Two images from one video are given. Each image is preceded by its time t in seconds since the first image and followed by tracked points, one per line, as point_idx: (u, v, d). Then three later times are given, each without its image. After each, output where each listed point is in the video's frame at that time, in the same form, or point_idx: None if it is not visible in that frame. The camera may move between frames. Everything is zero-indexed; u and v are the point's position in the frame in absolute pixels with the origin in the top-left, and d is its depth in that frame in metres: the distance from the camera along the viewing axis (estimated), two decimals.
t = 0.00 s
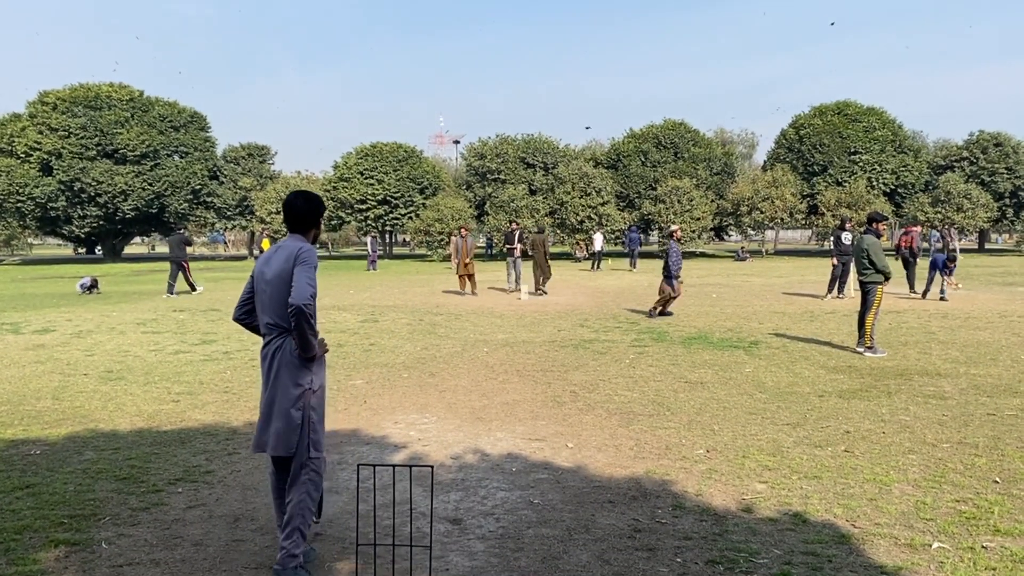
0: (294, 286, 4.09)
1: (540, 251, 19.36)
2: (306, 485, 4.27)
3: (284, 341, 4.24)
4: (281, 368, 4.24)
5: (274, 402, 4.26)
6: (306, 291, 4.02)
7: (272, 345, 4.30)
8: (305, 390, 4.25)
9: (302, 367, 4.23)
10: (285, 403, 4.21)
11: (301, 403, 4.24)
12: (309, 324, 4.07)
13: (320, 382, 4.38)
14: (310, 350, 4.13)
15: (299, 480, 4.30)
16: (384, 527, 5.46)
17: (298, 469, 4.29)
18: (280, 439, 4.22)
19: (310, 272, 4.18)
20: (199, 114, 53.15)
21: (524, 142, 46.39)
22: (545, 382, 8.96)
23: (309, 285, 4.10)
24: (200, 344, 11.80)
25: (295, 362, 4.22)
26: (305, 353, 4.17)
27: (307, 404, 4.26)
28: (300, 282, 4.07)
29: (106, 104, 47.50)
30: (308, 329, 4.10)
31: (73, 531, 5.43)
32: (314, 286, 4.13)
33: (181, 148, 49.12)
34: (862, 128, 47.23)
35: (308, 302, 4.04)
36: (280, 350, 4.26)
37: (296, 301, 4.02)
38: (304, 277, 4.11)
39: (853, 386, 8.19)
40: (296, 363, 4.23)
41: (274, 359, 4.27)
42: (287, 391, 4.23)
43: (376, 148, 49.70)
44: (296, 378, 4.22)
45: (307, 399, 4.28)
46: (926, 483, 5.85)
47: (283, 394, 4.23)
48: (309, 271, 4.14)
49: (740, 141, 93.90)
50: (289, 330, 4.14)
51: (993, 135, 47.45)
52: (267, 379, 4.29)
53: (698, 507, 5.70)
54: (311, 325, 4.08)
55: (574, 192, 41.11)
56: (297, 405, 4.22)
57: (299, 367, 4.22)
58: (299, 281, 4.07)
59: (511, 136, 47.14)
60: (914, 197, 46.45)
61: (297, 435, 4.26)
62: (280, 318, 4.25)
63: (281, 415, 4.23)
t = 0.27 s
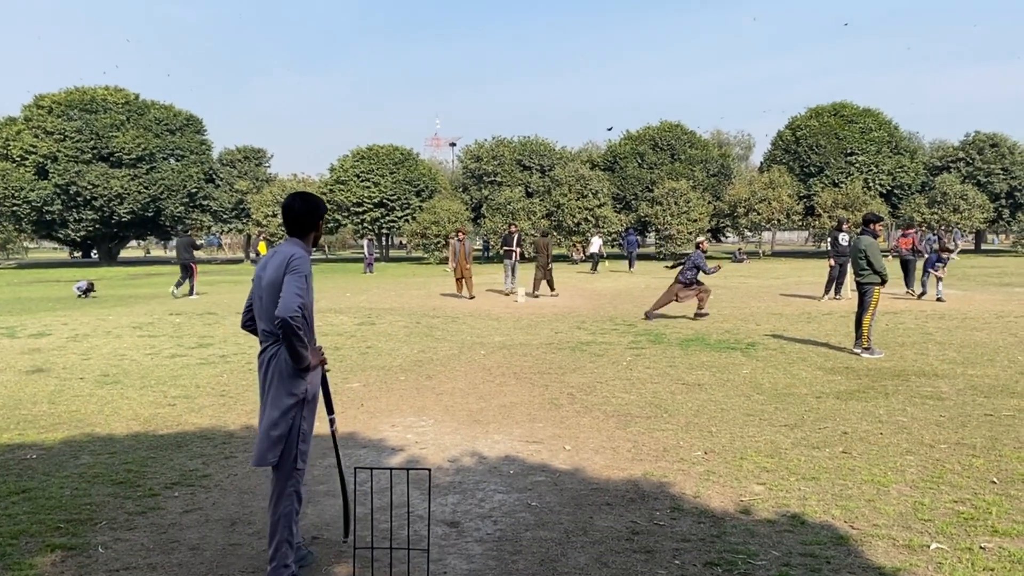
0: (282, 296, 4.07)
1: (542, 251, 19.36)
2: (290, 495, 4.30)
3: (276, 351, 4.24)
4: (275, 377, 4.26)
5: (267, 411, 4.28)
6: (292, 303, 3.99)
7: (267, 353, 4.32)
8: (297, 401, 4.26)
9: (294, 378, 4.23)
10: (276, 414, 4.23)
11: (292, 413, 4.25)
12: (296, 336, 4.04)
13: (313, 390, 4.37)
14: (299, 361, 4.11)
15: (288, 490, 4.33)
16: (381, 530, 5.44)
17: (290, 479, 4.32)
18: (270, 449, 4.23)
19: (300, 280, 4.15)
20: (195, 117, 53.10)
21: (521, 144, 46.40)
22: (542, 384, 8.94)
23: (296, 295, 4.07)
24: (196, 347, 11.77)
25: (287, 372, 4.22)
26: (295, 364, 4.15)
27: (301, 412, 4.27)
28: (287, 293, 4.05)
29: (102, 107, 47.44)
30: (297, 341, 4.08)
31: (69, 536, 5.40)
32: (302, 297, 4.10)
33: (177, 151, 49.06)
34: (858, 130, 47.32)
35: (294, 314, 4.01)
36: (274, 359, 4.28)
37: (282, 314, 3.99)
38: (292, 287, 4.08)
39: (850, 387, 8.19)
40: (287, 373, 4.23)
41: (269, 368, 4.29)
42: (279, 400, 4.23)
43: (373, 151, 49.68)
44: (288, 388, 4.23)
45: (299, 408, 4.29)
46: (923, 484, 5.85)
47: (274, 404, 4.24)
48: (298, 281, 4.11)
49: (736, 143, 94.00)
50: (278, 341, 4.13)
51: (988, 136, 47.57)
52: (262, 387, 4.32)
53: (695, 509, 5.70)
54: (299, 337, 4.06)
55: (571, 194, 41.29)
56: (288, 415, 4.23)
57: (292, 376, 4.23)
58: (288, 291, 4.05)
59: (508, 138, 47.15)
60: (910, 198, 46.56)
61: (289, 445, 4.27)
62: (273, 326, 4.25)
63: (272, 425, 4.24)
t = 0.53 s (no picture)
0: (267, 307, 4.08)
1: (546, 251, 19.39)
2: (283, 504, 4.33)
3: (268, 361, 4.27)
4: (269, 386, 4.30)
5: (261, 419, 4.33)
6: (274, 314, 3.99)
7: (262, 361, 4.36)
8: (289, 410, 4.28)
9: (284, 388, 4.25)
10: (268, 425, 4.26)
11: (285, 422, 4.28)
12: (281, 347, 4.05)
13: (308, 399, 4.38)
14: (287, 372, 4.12)
15: (283, 498, 4.36)
16: (377, 534, 5.44)
17: (285, 486, 4.36)
18: (264, 458, 4.28)
19: (286, 290, 4.14)
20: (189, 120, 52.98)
21: (515, 147, 46.40)
22: (538, 387, 8.94)
23: (280, 305, 4.07)
24: (191, 351, 11.74)
25: (279, 382, 4.24)
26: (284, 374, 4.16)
27: (294, 420, 4.29)
28: (271, 303, 4.06)
29: (96, 111, 47.29)
30: (284, 351, 4.09)
31: (63, 541, 5.37)
32: (287, 306, 4.10)
33: (171, 155, 48.95)
34: (851, 131, 47.50)
35: (276, 325, 4.01)
36: (268, 367, 4.31)
37: (265, 324, 4.00)
38: (277, 298, 4.08)
39: (845, 389, 8.21)
40: (279, 383, 4.26)
41: (263, 376, 4.33)
42: (272, 410, 4.27)
43: (367, 154, 49.63)
44: (280, 398, 4.25)
45: (293, 417, 4.30)
46: (918, 485, 5.87)
47: (267, 413, 4.28)
48: (283, 290, 4.11)
49: (730, 145, 94.30)
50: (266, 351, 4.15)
51: (981, 137, 47.79)
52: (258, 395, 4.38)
53: (691, 511, 5.70)
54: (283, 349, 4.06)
55: (566, 197, 41.48)
56: (281, 424, 4.26)
57: (284, 385, 4.25)
58: (272, 301, 4.06)
59: (503, 141, 47.15)
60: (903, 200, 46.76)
61: (283, 454, 4.29)
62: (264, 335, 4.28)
63: (266, 434, 4.27)
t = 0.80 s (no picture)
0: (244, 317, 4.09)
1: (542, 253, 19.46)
2: (278, 509, 4.35)
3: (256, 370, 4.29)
4: (262, 393, 4.32)
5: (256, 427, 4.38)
6: (249, 326, 3.99)
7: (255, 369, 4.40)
8: (280, 418, 4.28)
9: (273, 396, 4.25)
10: (262, 433, 4.30)
11: (277, 430, 4.29)
12: (262, 357, 4.05)
13: (302, 404, 4.36)
14: (272, 380, 4.12)
15: (282, 503, 4.39)
16: (367, 537, 5.42)
17: (283, 492, 4.39)
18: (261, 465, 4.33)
19: (263, 298, 4.13)
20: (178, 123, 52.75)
21: (505, 150, 46.39)
22: (529, 389, 8.93)
23: (256, 315, 4.06)
24: (180, 354, 11.67)
25: (270, 389, 4.25)
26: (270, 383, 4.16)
27: (287, 426, 4.30)
28: (247, 313, 4.05)
29: (84, 114, 47.01)
30: (266, 360, 4.09)
31: (52, 546, 5.33)
32: (264, 315, 4.09)
33: (160, 157, 48.71)
34: (840, 135, 47.80)
35: (253, 335, 4.01)
36: (259, 376, 4.34)
37: (241, 336, 4.01)
38: (254, 307, 4.08)
39: (834, 390, 8.25)
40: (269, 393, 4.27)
41: (255, 385, 4.36)
42: (265, 419, 4.30)
43: (357, 156, 49.54)
44: (272, 406, 4.27)
45: (286, 423, 4.32)
46: (908, 486, 5.89)
47: (260, 422, 4.31)
48: (260, 300, 4.11)
49: (719, 148, 94.79)
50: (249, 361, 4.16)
51: (968, 140, 48.14)
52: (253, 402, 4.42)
53: (683, 513, 5.70)
54: (263, 359, 4.06)
55: (556, 200, 41.59)
56: (274, 432, 4.28)
57: (275, 392, 4.26)
58: (248, 312, 4.06)
59: (493, 144, 47.16)
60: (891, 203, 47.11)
61: (279, 461, 4.32)
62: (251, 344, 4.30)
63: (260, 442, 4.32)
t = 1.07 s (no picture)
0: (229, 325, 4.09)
1: (535, 257, 19.54)
2: (268, 514, 4.34)
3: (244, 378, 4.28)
4: (252, 400, 4.32)
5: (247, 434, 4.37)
6: (232, 333, 3.99)
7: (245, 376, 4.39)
8: (270, 424, 4.26)
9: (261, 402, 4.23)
10: (252, 440, 4.28)
11: (267, 435, 4.27)
12: (247, 364, 4.04)
13: (292, 409, 4.35)
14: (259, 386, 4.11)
15: (274, 508, 4.38)
16: (356, 542, 5.40)
17: (274, 497, 4.37)
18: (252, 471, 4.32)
19: (247, 304, 4.11)
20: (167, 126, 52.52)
21: (495, 153, 46.38)
22: (519, 393, 8.93)
23: (240, 322, 4.05)
24: (168, 358, 11.60)
25: (259, 395, 4.24)
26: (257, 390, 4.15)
27: (278, 432, 4.29)
28: (231, 321, 4.05)
29: (72, 116, 46.76)
30: (252, 367, 4.08)
31: (38, 551, 5.28)
32: (248, 322, 4.07)
33: (148, 160, 48.49)
34: (828, 138, 48.08)
35: (237, 343, 4.00)
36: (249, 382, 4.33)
37: (226, 344, 4.01)
38: (238, 314, 4.07)
39: (823, 393, 8.28)
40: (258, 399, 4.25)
41: (245, 391, 4.35)
42: (254, 426, 4.29)
43: (347, 159, 49.47)
44: (261, 412, 4.25)
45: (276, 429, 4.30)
46: (895, 488, 5.93)
47: (250, 429, 4.30)
48: (244, 306, 4.09)
49: (708, 152, 95.23)
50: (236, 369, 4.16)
51: (955, 144, 48.51)
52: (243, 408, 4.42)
53: (672, 516, 5.71)
54: (249, 367, 4.05)
55: (546, 203, 41.63)
56: (264, 438, 4.27)
57: (264, 398, 4.24)
58: (232, 319, 4.06)
59: (483, 147, 47.18)
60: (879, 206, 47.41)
61: (270, 467, 4.31)
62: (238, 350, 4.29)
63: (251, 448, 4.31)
